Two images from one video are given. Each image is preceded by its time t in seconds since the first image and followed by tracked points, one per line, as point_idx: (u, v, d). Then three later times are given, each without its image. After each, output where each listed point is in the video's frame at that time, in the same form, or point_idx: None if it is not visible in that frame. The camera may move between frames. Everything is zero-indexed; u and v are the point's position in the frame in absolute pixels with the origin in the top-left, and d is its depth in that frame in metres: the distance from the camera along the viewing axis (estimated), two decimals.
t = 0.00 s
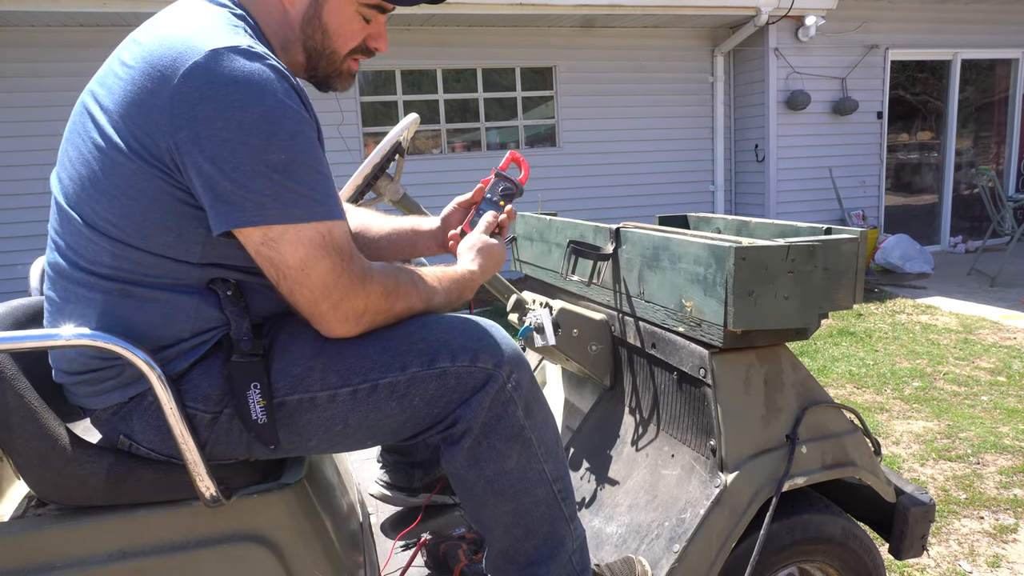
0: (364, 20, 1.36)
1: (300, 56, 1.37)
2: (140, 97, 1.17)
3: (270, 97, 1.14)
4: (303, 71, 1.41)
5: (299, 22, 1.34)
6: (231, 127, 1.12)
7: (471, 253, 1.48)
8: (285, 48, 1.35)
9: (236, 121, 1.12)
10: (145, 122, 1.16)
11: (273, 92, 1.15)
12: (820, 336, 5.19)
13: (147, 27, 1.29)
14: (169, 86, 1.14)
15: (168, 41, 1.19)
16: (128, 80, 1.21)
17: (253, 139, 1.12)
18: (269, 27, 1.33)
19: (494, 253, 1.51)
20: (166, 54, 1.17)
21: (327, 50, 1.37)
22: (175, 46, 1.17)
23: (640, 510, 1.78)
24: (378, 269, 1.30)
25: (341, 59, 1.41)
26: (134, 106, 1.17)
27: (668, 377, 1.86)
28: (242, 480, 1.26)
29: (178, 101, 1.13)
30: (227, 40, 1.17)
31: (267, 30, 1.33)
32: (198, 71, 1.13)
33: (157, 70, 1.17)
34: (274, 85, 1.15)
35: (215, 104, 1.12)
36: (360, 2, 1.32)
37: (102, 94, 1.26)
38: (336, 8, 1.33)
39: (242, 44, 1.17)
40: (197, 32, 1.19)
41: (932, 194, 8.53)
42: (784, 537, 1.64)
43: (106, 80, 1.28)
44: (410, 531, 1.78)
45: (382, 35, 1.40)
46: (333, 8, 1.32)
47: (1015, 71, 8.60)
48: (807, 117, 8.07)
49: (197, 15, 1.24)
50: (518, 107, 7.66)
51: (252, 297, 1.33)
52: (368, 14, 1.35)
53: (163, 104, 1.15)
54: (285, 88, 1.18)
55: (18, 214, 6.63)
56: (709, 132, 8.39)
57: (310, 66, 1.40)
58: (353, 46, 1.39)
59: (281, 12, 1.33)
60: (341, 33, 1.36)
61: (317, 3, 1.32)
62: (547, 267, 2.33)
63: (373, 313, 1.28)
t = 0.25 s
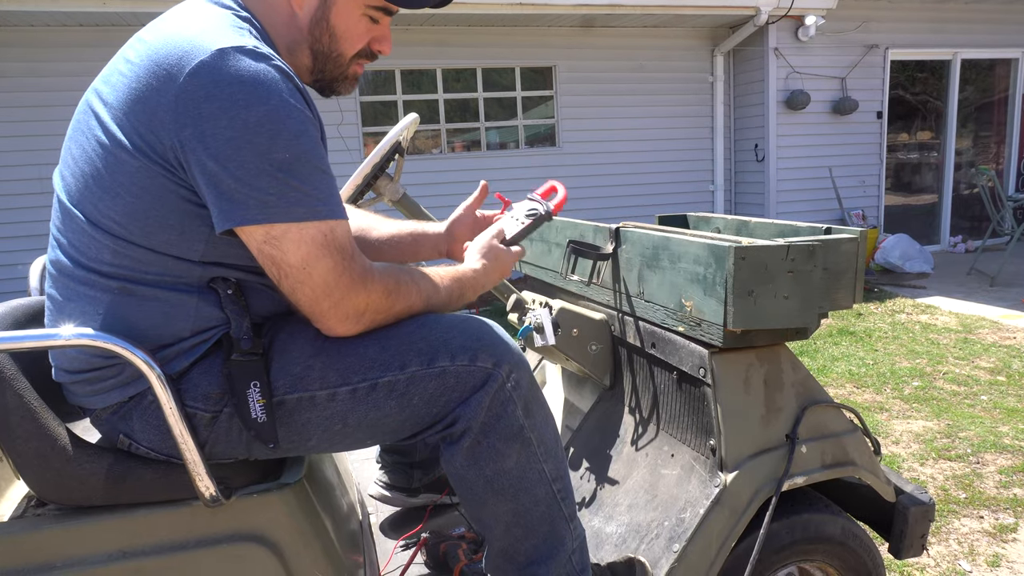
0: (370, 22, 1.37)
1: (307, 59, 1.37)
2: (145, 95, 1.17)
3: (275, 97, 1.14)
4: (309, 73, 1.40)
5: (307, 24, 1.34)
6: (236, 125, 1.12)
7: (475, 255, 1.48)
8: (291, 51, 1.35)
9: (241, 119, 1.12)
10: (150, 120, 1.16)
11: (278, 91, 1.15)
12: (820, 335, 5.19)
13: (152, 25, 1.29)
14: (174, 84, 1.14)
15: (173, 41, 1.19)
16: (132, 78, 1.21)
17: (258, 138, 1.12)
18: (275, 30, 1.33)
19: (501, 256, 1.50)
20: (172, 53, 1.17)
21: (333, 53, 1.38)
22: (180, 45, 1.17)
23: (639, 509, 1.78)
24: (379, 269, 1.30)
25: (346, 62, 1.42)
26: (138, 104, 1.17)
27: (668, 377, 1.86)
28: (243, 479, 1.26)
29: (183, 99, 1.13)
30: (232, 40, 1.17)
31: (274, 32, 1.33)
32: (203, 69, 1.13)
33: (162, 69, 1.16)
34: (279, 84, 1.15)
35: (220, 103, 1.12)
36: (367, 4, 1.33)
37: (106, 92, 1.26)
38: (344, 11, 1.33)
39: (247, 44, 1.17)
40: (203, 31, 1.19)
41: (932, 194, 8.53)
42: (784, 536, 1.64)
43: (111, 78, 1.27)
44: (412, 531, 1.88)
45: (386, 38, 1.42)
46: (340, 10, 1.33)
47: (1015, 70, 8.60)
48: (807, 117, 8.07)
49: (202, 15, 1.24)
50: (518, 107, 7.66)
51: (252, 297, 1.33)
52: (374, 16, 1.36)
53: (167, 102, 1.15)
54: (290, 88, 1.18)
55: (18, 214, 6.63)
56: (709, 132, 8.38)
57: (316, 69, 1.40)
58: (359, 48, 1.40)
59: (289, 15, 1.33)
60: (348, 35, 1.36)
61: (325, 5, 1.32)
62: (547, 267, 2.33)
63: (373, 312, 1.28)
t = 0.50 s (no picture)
0: (376, 25, 1.37)
1: (311, 58, 1.37)
2: (149, 94, 1.17)
3: (280, 97, 1.14)
4: (313, 73, 1.40)
5: (312, 24, 1.34)
6: (240, 124, 1.12)
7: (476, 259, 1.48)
8: (296, 50, 1.35)
9: (245, 118, 1.12)
10: (154, 118, 1.16)
11: (282, 91, 1.15)
12: (820, 335, 5.19)
13: (156, 24, 1.29)
14: (179, 83, 1.15)
15: (178, 39, 1.19)
16: (137, 76, 1.21)
17: (262, 137, 1.12)
18: (280, 29, 1.33)
19: (507, 265, 1.50)
20: (177, 52, 1.17)
21: (338, 52, 1.38)
22: (185, 44, 1.17)
23: (639, 509, 1.78)
24: (379, 268, 1.30)
25: (350, 62, 1.42)
26: (142, 102, 1.18)
27: (668, 377, 1.86)
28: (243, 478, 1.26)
29: (188, 98, 1.13)
30: (238, 40, 1.17)
31: (280, 33, 1.33)
32: (207, 68, 1.13)
33: (166, 67, 1.17)
34: (283, 84, 1.16)
35: (224, 102, 1.12)
36: (374, 7, 1.33)
37: (110, 90, 1.26)
38: (350, 12, 1.33)
39: (252, 44, 1.17)
40: (207, 31, 1.19)
41: (932, 193, 8.53)
42: (784, 536, 1.64)
43: (115, 76, 1.28)
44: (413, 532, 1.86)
45: (390, 40, 1.41)
46: (347, 11, 1.33)
47: (1015, 70, 8.60)
48: (807, 117, 8.07)
49: (206, 14, 1.24)
50: (518, 107, 7.66)
51: (253, 296, 1.33)
52: (380, 18, 1.36)
53: (172, 100, 1.15)
54: (294, 88, 1.18)
55: (18, 214, 6.63)
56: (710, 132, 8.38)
57: (320, 68, 1.40)
58: (363, 49, 1.40)
59: (296, 14, 1.33)
60: (353, 36, 1.36)
61: (332, 6, 1.32)
62: (547, 267, 2.33)
63: (373, 312, 1.28)
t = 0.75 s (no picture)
0: (385, 33, 1.38)
1: (321, 64, 1.37)
2: (160, 91, 1.18)
3: (291, 95, 1.15)
4: (322, 79, 1.40)
5: (324, 31, 1.34)
6: (251, 121, 1.12)
7: (475, 262, 1.49)
8: (306, 56, 1.35)
9: (257, 115, 1.13)
10: (166, 115, 1.17)
11: (293, 90, 1.16)
12: (821, 336, 5.19)
13: (168, 25, 1.30)
14: (191, 80, 1.15)
15: (190, 38, 1.20)
16: (148, 74, 1.21)
17: (273, 134, 1.13)
18: (292, 35, 1.33)
19: (507, 270, 1.51)
20: (189, 50, 1.18)
21: (348, 60, 1.38)
22: (198, 43, 1.18)
23: (639, 510, 1.78)
24: (383, 268, 1.31)
25: (359, 69, 1.42)
26: (154, 99, 1.18)
27: (668, 378, 1.86)
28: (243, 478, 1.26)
29: (200, 95, 1.14)
30: (250, 40, 1.18)
31: (291, 39, 1.33)
32: (220, 67, 1.14)
33: (178, 65, 1.18)
34: (294, 84, 1.16)
35: (236, 99, 1.13)
36: (385, 15, 1.34)
37: (121, 88, 1.27)
38: (362, 20, 1.34)
39: (264, 44, 1.18)
40: (220, 30, 1.20)
41: (932, 194, 8.53)
42: (785, 537, 1.64)
43: (126, 75, 1.28)
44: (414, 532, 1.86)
45: (398, 48, 1.43)
46: (359, 19, 1.34)
47: (1015, 71, 8.60)
48: (807, 118, 8.07)
49: (217, 15, 1.25)
50: (518, 108, 7.66)
51: (256, 296, 1.33)
52: (390, 27, 1.37)
53: (183, 98, 1.15)
54: (304, 87, 1.19)
55: (18, 214, 6.63)
56: (710, 133, 8.38)
57: (329, 75, 1.40)
58: (372, 57, 1.41)
59: (308, 22, 1.33)
60: (363, 44, 1.37)
61: (344, 13, 1.33)
62: (547, 268, 2.33)
63: (377, 310, 1.29)
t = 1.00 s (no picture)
0: (390, 35, 1.39)
1: (326, 66, 1.37)
2: (170, 88, 1.18)
3: (300, 93, 1.16)
4: (326, 81, 1.40)
5: (330, 32, 1.34)
6: (261, 118, 1.13)
7: (478, 262, 1.50)
8: (312, 57, 1.35)
9: (266, 113, 1.13)
10: (175, 112, 1.17)
11: (302, 88, 1.17)
12: (821, 335, 5.19)
13: (177, 24, 1.30)
14: (201, 78, 1.16)
15: (200, 37, 1.20)
16: (157, 73, 1.22)
17: (282, 131, 1.13)
18: (297, 36, 1.33)
19: (510, 271, 1.52)
20: (199, 49, 1.19)
21: (353, 61, 1.39)
22: (207, 41, 1.19)
23: (640, 509, 1.78)
24: (388, 265, 1.31)
25: (363, 71, 1.43)
26: (164, 97, 1.19)
27: (668, 377, 1.86)
28: (244, 477, 1.26)
29: (210, 93, 1.14)
30: (260, 38, 1.19)
31: (297, 40, 1.33)
32: (230, 64, 1.15)
33: (188, 63, 1.18)
34: (303, 82, 1.17)
35: (246, 97, 1.13)
36: (390, 16, 1.35)
37: (130, 86, 1.28)
38: (367, 21, 1.35)
39: (274, 42, 1.19)
40: (229, 29, 1.20)
41: (933, 194, 8.52)
42: (785, 536, 1.64)
43: (134, 73, 1.29)
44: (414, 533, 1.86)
45: (401, 51, 1.44)
46: (364, 21, 1.34)
47: (1016, 70, 8.60)
48: (808, 117, 8.06)
49: (226, 14, 1.26)
50: (518, 107, 7.66)
51: (262, 294, 1.33)
52: (394, 29, 1.38)
53: (193, 95, 1.16)
54: (313, 86, 1.19)
55: (18, 214, 6.63)
56: (710, 132, 8.38)
57: (334, 76, 1.40)
58: (376, 59, 1.42)
59: (314, 23, 1.33)
60: (368, 46, 1.38)
61: (350, 15, 1.33)
62: (547, 267, 2.33)
63: (382, 308, 1.29)
